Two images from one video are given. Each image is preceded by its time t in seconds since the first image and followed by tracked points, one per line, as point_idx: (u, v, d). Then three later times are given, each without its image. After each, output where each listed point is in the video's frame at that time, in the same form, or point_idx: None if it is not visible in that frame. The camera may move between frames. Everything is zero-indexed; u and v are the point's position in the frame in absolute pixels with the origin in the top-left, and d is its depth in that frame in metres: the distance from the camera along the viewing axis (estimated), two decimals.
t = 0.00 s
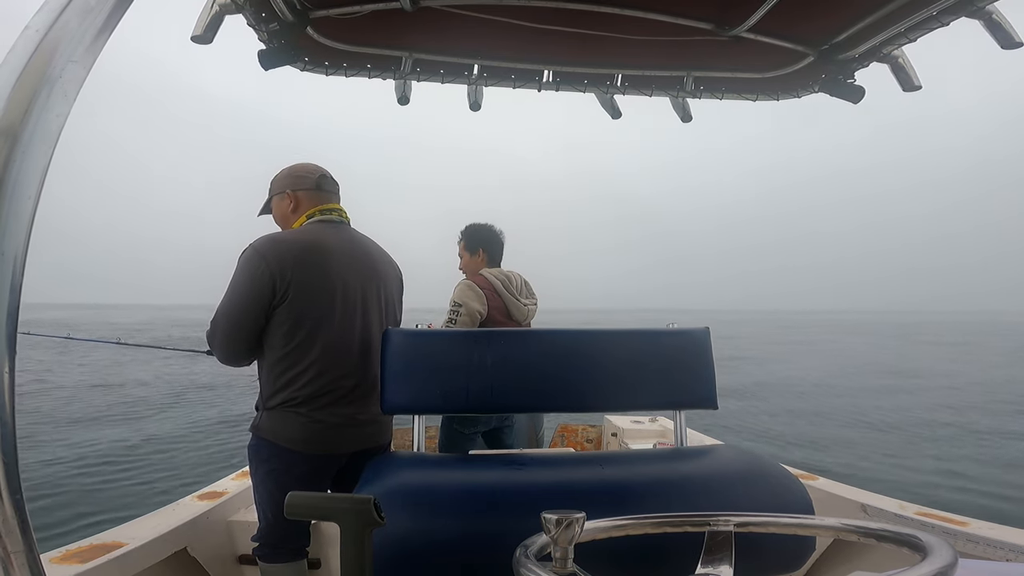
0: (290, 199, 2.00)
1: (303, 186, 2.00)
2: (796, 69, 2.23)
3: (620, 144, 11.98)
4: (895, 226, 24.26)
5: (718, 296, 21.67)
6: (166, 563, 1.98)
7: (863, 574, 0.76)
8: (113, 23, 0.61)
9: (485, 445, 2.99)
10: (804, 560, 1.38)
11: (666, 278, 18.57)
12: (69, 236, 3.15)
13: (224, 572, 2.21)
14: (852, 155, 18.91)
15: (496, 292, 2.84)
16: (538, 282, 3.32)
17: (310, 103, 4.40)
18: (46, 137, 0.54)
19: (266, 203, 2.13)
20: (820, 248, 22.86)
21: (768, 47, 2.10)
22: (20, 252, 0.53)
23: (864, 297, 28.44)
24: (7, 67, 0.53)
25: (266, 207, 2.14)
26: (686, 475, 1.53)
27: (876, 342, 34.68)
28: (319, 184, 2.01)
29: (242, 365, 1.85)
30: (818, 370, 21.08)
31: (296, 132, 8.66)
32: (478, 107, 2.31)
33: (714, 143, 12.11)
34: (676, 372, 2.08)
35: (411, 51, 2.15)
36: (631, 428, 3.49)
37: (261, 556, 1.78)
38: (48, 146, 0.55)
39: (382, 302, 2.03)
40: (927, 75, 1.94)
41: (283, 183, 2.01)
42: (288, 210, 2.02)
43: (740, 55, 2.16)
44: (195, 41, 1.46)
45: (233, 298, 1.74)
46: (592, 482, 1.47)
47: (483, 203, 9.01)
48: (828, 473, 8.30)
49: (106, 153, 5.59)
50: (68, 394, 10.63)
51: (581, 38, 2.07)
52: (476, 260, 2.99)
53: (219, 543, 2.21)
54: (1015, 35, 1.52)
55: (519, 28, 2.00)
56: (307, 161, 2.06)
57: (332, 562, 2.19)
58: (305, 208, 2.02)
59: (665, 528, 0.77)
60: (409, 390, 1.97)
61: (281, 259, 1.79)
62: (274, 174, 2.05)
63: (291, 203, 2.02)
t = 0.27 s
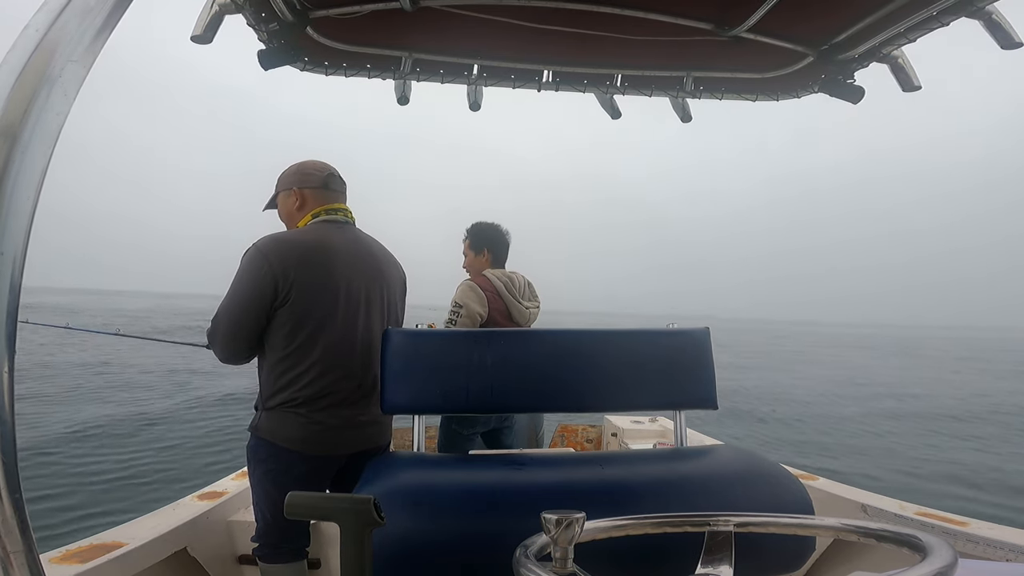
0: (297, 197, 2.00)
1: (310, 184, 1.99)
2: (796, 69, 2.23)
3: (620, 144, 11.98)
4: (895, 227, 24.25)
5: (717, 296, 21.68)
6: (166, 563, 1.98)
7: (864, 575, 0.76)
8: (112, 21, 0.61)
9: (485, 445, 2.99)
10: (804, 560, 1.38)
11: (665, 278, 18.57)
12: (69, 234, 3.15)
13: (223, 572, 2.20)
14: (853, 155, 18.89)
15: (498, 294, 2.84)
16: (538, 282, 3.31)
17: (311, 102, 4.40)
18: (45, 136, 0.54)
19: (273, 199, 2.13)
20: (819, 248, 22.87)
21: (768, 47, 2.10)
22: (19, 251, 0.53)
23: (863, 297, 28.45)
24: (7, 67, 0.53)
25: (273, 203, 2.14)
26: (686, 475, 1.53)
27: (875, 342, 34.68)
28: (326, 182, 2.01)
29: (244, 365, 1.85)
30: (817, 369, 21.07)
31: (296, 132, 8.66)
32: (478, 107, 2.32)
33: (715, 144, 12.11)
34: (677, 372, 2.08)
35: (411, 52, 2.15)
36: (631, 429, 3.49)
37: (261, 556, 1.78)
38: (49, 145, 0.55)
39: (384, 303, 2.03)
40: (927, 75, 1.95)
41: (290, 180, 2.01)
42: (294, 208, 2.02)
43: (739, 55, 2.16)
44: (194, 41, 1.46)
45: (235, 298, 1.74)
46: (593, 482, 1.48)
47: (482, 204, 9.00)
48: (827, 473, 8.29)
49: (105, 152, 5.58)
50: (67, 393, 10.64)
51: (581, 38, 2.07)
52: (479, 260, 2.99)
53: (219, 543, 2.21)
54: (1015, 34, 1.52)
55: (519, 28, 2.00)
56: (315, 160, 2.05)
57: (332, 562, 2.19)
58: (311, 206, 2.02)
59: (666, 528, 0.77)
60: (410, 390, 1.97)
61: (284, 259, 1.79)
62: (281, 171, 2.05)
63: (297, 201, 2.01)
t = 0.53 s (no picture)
0: (301, 195, 2.00)
1: (314, 182, 1.99)
2: (796, 69, 2.23)
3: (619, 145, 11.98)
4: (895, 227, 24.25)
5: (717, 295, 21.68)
6: (166, 563, 1.98)
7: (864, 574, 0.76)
8: (112, 20, 0.60)
9: (484, 445, 2.99)
10: (805, 560, 1.38)
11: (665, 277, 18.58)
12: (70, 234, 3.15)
13: (224, 572, 2.20)
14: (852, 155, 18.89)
15: (500, 295, 2.84)
16: (539, 282, 3.31)
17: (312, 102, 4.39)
18: (45, 134, 0.54)
19: (277, 197, 2.12)
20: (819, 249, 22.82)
21: (767, 47, 2.10)
22: (19, 249, 0.53)
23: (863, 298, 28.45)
24: (6, 66, 0.53)
25: (277, 200, 2.13)
26: (687, 475, 1.53)
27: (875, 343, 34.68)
28: (330, 181, 2.00)
29: (243, 364, 1.85)
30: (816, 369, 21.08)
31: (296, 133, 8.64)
32: (477, 107, 2.32)
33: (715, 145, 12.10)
34: (678, 372, 2.08)
35: (411, 52, 2.15)
36: (631, 428, 3.49)
37: (261, 556, 1.78)
38: (48, 145, 0.55)
39: (386, 304, 2.02)
40: (926, 75, 1.95)
41: (295, 179, 2.01)
42: (298, 206, 2.01)
43: (739, 55, 2.17)
44: (193, 41, 1.46)
45: (235, 297, 1.74)
46: (593, 482, 1.48)
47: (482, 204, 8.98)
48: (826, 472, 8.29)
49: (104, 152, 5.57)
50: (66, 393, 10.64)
51: (581, 38, 2.07)
52: (482, 260, 2.99)
53: (219, 543, 2.20)
54: (1014, 34, 1.53)
55: (519, 28, 2.00)
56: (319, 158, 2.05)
57: (332, 562, 2.19)
58: (315, 205, 2.02)
59: (666, 528, 0.77)
60: (410, 390, 1.97)
61: (285, 259, 1.79)
62: (286, 170, 2.05)
63: (301, 199, 2.01)
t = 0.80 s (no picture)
0: (301, 194, 1.99)
1: (314, 181, 1.99)
2: (795, 68, 2.23)
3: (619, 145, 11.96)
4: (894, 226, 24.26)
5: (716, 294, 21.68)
6: (167, 563, 1.98)
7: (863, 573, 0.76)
8: (110, 20, 0.60)
9: (484, 445, 2.99)
10: (805, 560, 1.38)
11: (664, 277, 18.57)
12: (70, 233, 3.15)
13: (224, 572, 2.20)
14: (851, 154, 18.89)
15: (501, 295, 2.83)
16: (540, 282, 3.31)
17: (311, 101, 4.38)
18: (45, 134, 0.54)
19: (276, 197, 2.12)
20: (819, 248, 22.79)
21: (767, 46, 2.10)
22: (18, 249, 0.53)
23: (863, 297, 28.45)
24: (5, 66, 0.53)
25: (277, 200, 2.13)
26: (687, 475, 1.53)
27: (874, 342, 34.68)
28: (330, 180, 2.00)
29: (241, 364, 1.85)
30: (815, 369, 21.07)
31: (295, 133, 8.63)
32: (477, 107, 2.32)
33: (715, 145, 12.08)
34: (678, 372, 2.08)
35: (410, 52, 2.15)
36: (631, 428, 3.49)
37: (260, 557, 1.79)
38: (46, 145, 0.55)
39: (385, 304, 2.02)
40: (926, 75, 1.95)
41: (294, 178, 2.00)
42: (298, 206, 2.01)
43: (737, 55, 2.17)
44: (192, 41, 1.46)
45: (233, 296, 1.74)
46: (594, 481, 1.48)
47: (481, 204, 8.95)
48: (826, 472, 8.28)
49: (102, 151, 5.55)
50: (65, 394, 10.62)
51: (582, 38, 2.07)
52: (484, 261, 2.98)
53: (220, 543, 2.20)
54: (1013, 34, 1.53)
55: (519, 28, 2.00)
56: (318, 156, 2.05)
57: (332, 562, 2.19)
58: (315, 204, 2.02)
59: (666, 528, 0.77)
60: (410, 390, 1.97)
61: (283, 259, 1.78)
62: (286, 169, 2.04)
63: (301, 199, 2.00)
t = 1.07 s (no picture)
0: (295, 194, 1.99)
1: (309, 180, 1.99)
2: (794, 68, 2.23)
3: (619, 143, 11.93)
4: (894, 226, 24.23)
5: (715, 294, 21.69)
6: (167, 563, 1.98)
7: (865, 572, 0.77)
8: (110, 21, 0.60)
9: (484, 446, 2.99)
10: (804, 560, 1.38)
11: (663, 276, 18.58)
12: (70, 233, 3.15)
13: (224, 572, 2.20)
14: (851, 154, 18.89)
15: (499, 295, 2.83)
16: (540, 281, 3.30)
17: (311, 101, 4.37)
18: (44, 134, 0.54)
19: (272, 196, 2.12)
20: (819, 247, 22.76)
21: (766, 46, 2.10)
22: (18, 249, 0.53)
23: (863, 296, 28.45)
24: (6, 66, 0.53)
25: (272, 200, 2.13)
26: (687, 474, 1.53)
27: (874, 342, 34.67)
28: (324, 180, 2.00)
29: (238, 366, 1.85)
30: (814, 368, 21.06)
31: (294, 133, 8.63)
32: (476, 107, 2.32)
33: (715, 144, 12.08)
34: (677, 371, 2.08)
35: (409, 52, 2.15)
36: (631, 428, 3.49)
37: (259, 557, 1.78)
38: (46, 146, 0.55)
39: (383, 304, 2.01)
40: (926, 75, 1.95)
41: (289, 177, 2.00)
42: (292, 205, 2.01)
43: (736, 55, 2.17)
44: (192, 41, 1.46)
45: (228, 298, 1.74)
46: (593, 481, 1.48)
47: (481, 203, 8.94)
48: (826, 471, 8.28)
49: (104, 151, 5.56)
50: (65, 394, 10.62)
51: (580, 37, 2.07)
52: (483, 260, 2.98)
53: (220, 543, 2.20)
54: (1012, 33, 1.52)
55: (518, 28, 2.00)
56: (314, 155, 2.05)
57: (332, 562, 2.19)
58: (310, 204, 2.02)
59: (666, 528, 0.77)
60: (410, 390, 1.97)
61: (278, 259, 1.78)
62: (280, 167, 2.04)
63: (296, 198, 2.01)
